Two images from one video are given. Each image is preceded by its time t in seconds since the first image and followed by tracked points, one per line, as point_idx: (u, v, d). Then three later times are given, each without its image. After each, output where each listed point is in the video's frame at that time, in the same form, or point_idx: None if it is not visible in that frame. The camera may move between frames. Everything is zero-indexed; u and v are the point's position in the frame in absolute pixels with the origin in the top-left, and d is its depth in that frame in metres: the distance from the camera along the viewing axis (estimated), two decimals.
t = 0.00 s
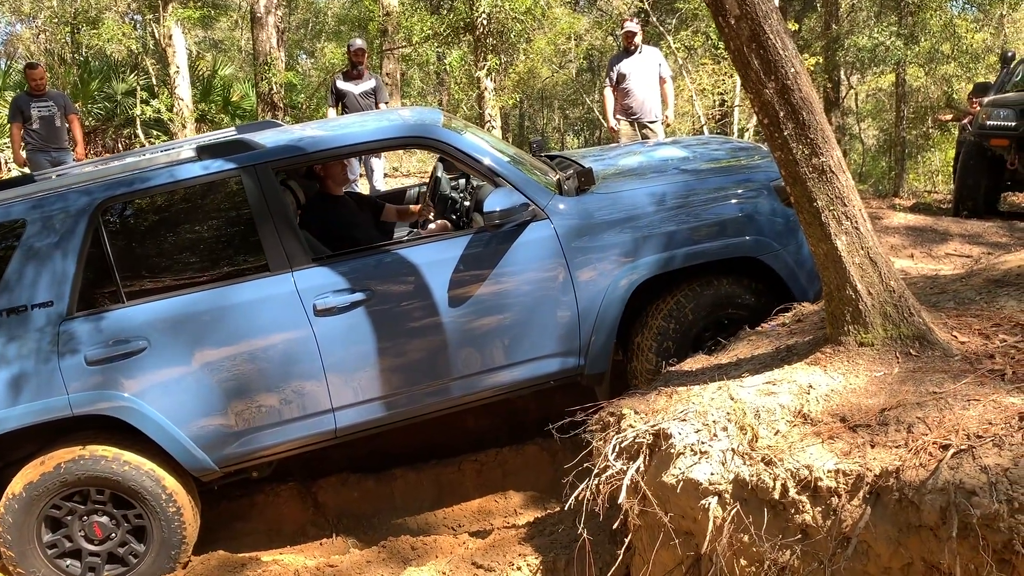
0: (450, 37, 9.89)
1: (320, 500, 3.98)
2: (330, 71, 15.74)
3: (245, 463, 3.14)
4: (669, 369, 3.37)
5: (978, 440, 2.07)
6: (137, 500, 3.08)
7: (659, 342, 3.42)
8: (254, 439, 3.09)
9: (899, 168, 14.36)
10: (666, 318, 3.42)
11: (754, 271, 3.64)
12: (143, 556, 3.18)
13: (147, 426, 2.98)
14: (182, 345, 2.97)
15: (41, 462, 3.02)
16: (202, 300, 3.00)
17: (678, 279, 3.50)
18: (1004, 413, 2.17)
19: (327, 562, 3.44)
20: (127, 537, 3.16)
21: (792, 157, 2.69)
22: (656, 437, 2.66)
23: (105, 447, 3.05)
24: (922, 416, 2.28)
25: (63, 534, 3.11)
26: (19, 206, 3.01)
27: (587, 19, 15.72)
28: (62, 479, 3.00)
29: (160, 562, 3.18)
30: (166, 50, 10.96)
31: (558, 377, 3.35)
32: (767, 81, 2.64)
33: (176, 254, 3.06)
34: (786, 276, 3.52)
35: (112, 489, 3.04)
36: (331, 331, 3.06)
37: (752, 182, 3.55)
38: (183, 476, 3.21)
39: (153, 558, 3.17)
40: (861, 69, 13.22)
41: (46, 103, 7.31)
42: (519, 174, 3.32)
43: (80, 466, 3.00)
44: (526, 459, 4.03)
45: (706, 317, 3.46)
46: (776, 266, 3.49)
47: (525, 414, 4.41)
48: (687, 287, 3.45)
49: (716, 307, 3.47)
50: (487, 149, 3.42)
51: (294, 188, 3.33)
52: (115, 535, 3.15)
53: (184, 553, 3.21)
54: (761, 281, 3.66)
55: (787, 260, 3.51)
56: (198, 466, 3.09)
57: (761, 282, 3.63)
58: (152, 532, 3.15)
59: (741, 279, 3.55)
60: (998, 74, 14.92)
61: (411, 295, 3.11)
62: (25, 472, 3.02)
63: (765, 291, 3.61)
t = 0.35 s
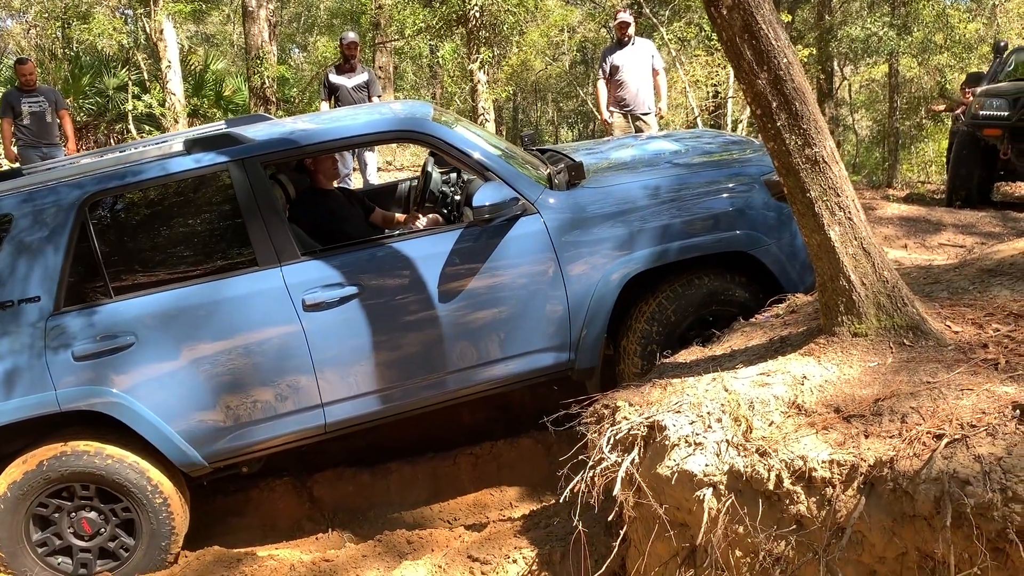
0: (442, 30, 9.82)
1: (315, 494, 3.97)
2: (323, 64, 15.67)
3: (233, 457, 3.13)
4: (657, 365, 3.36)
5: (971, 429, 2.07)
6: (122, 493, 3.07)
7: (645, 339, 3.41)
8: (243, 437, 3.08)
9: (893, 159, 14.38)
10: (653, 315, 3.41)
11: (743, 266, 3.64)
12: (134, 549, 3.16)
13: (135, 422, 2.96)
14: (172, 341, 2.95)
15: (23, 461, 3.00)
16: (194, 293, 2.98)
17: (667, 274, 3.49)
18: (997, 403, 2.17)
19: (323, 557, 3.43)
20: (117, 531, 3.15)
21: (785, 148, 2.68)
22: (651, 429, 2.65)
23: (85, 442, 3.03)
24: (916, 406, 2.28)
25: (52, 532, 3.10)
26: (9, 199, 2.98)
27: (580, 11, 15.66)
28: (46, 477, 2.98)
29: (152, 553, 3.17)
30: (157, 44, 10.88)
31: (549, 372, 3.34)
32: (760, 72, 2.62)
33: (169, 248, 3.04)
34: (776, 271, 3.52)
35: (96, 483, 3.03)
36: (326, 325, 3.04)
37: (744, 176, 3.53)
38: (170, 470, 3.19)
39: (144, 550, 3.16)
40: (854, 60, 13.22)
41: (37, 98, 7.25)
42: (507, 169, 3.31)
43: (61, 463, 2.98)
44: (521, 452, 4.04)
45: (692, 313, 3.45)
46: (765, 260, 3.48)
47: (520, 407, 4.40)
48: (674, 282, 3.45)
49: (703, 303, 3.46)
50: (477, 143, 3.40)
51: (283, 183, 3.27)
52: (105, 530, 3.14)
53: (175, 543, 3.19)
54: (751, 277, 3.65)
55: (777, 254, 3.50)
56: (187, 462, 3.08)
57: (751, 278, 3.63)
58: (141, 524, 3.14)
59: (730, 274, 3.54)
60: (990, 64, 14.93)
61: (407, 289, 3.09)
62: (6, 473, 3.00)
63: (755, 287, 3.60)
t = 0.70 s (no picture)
0: (439, 20, 9.64)
1: (315, 485, 3.97)
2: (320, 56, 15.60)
3: (221, 449, 3.12)
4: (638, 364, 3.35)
5: (971, 418, 2.07)
6: (92, 476, 3.05)
7: (625, 341, 3.40)
8: (238, 429, 3.08)
9: (891, 149, 14.35)
10: (634, 316, 3.39)
11: (730, 265, 3.61)
12: (118, 530, 3.15)
13: (117, 414, 2.95)
14: (155, 334, 2.93)
15: None
16: (195, 282, 2.97)
17: (652, 274, 3.47)
18: (997, 391, 2.17)
19: (323, 548, 3.44)
20: (97, 515, 3.14)
21: (784, 137, 2.67)
22: (650, 419, 2.65)
23: (44, 432, 3.02)
24: (915, 394, 2.28)
25: (34, 526, 3.11)
26: (6, 185, 2.96)
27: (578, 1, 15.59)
28: (15, 471, 2.99)
29: (139, 531, 3.15)
30: (153, 35, 10.80)
31: (533, 367, 3.32)
32: (759, 60, 2.61)
33: (166, 236, 3.02)
34: (762, 270, 3.48)
35: (64, 470, 3.02)
36: (324, 315, 3.03)
37: (735, 175, 3.49)
38: (145, 456, 3.17)
39: (128, 529, 3.15)
40: (852, 50, 13.19)
41: (32, 91, 7.21)
42: (494, 163, 3.28)
43: (26, 455, 2.98)
44: (521, 442, 4.05)
45: (674, 315, 3.43)
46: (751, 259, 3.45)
47: (520, 398, 4.40)
48: (658, 283, 3.42)
49: (685, 305, 3.44)
50: (463, 137, 3.36)
51: (272, 173, 3.25)
52: (85, 517, 3.13)
53: (157, 517, 3.16)
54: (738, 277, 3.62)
55: (764, 255, 3.47)
56: (166, 455, 3.06)
57: (736, 278, 3.60)
58: (119, 504, 3.12)
59: (715, 274, 3.51)
60: (989, 53, 14.88)
61: (406, 280, 3.08)
62: None
63: (740, 287, 3.57)
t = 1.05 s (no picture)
0: (446, 13, 9.61)
1: (322, 477, 3.99)
2: (326, 49, 15.59)
3: (225, 440, 3.13)
4: (636, 362, 3.34)
5: (980, 411, 2.06)
6: (84, 463, 3.05)
7: (622, 342, 3.38)
8: (245, 421, 3.09)
9: (899, 142, 14.26)
10: (632, 315, 3.37)
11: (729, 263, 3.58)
12: (117, 515, 3.16)
13: (115, 406, 2.97)
14: (154, 327, 2.94)
15: None
16: (204, 273, 2.97)
17: (650, 272, 3.44)
18: (1007, 384, 2.16)
19: (330, 540, 3.45)
20: (95, 502, 3.16)
21: (792, 129, 2.66)
22: (658, 412, 2.65)
23: (33, 424, 3.03)
24: (924, 387, 2.27)
25: (34, 518, 3.14)
26: (14, 174, 2.97)
27: None
28: (8, 465, 3.01)
29: (139, 515, 3.15)
30: (159, 28, 10.79)
31: (532, 363, 3.32)
32: (768, 52, 2.60)
33: (171, 225, 3.03)
34: (762, 267, 3.45)
35: (55, 460, 3.03)
36: (331, 307, 3.04)
37: (737, 172, 3.45)
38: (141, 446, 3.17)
39: (127, 513, 3.16)
40: (860, 42, 13.10)
41: (39, 84, 7.22)
42: (492, 158, 3.25)
43: (16, 448, 3.00)
44: (528, 435, 4.06)
45: (672, 314, 3.41)
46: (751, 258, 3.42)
47: (526, 391, 4.41)
48: (656, 282, 3.40)
49: (683, 303, 3.41)
50: (462, 131, 3.34)
51: (273, 164, 3.29)
52: (84, 505, 3.16)
53: (154, 499, 3.16)
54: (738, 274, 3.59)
55: (766, 254, 3.44)
56: (163, 447, 3.07)
57: (736, 275, 3.57)
58: (114, 489, 3.12)
59: (715, 271, 3.48)
60: (999, 45, 14.76)
61: (413, 273, 3.08)
62: None
63: (739, 283, 3.54)
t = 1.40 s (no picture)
0: (462, 12, 9.76)
1: (336, 475, 4.01)
2: (343, 48, 15.66)
3: (243, 437, 3.16)
4: (651, 364, 3.32)
5: (1002, 416, 2.04)
6: (100, 459, 3.09)
7: (636, 344, 3.37)
8: (262, 418, 3.11)
9: (917, 142, 14.11)
10: (647, 316, 3.36)
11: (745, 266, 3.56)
12: (133, 511, 3.19)
13: (131, 403, 2.99)
14: (171, 325, 2.96)
15: None
16: (222, 271, 3.00)
17: (665, 273, 3.43)
18: None
19: (344, 538, 3.47)
20: (111, 498, 3.19)
21: (812, 130, 2.64)
22: (674, 414, 2.64)
23: (50, 420, 3.07)
24: (944, 392, 2.25)
25: (51, 514, 3.18)
26: (34, 172, 3.01)
27: None
28: (26, 460, 3.05)
29: (154, 511, 3.18)
30: (177, 27, 10.86)
31: (546, 364, 3.31)
32: (787, 52, 2.58)
33: (187, 223, 3.06)
34: (778, 270, 3.43)
35: (72, 456, 3.07)
36: (346, 306, 3.05)
37: (755, 173, 3.43)
38: (156, 442, 3.20)
39: (142, 509, 3.18)
40: (879, 41, 12.99)
41: (58, 81, 7.30)
42: (508, 157, 3.26)
43: (34, 444, 3.04)
44: (541, 435, 4.06)
45: (687, 316, 3.39)
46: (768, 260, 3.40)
47: (540, 391, 4.41)
48: (671, 283, 3.38)
49: (699, 305, 3.39)
50: (478, 130, 3.35)
51: (291, 163, 3.31)
52: (100, 500, 3.19)
53: (169, 495, 3.19)
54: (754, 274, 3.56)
55: (783, 257, 3.42)
56: (180, 444, 3.10)
57: (753, 275, 3.54)
58: (130, 485, 3.15)
59: (731, 272, 3.46)
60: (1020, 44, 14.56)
61: (429, 273, 3.09)
62: None
63: (756, 284, 3.52)
